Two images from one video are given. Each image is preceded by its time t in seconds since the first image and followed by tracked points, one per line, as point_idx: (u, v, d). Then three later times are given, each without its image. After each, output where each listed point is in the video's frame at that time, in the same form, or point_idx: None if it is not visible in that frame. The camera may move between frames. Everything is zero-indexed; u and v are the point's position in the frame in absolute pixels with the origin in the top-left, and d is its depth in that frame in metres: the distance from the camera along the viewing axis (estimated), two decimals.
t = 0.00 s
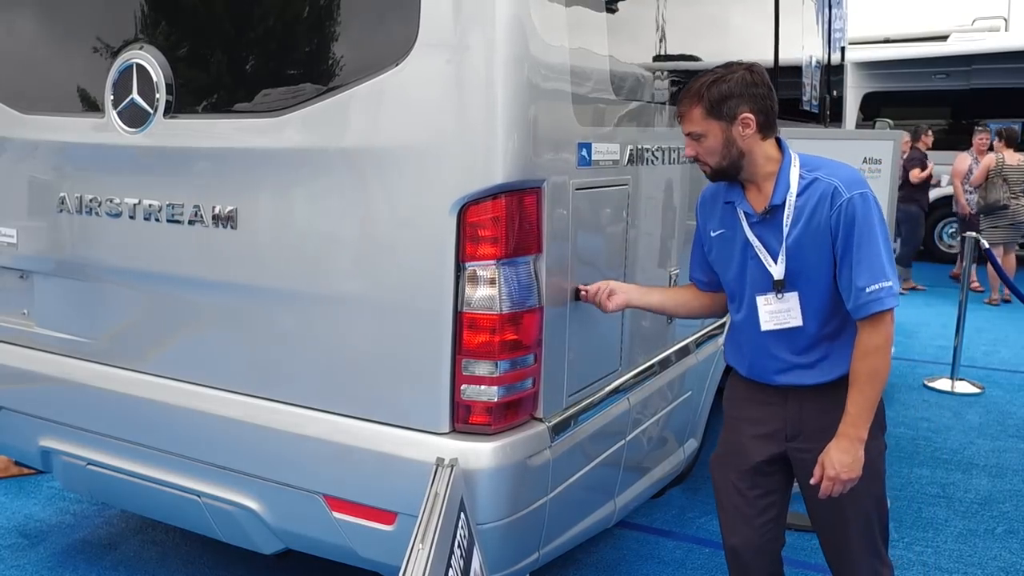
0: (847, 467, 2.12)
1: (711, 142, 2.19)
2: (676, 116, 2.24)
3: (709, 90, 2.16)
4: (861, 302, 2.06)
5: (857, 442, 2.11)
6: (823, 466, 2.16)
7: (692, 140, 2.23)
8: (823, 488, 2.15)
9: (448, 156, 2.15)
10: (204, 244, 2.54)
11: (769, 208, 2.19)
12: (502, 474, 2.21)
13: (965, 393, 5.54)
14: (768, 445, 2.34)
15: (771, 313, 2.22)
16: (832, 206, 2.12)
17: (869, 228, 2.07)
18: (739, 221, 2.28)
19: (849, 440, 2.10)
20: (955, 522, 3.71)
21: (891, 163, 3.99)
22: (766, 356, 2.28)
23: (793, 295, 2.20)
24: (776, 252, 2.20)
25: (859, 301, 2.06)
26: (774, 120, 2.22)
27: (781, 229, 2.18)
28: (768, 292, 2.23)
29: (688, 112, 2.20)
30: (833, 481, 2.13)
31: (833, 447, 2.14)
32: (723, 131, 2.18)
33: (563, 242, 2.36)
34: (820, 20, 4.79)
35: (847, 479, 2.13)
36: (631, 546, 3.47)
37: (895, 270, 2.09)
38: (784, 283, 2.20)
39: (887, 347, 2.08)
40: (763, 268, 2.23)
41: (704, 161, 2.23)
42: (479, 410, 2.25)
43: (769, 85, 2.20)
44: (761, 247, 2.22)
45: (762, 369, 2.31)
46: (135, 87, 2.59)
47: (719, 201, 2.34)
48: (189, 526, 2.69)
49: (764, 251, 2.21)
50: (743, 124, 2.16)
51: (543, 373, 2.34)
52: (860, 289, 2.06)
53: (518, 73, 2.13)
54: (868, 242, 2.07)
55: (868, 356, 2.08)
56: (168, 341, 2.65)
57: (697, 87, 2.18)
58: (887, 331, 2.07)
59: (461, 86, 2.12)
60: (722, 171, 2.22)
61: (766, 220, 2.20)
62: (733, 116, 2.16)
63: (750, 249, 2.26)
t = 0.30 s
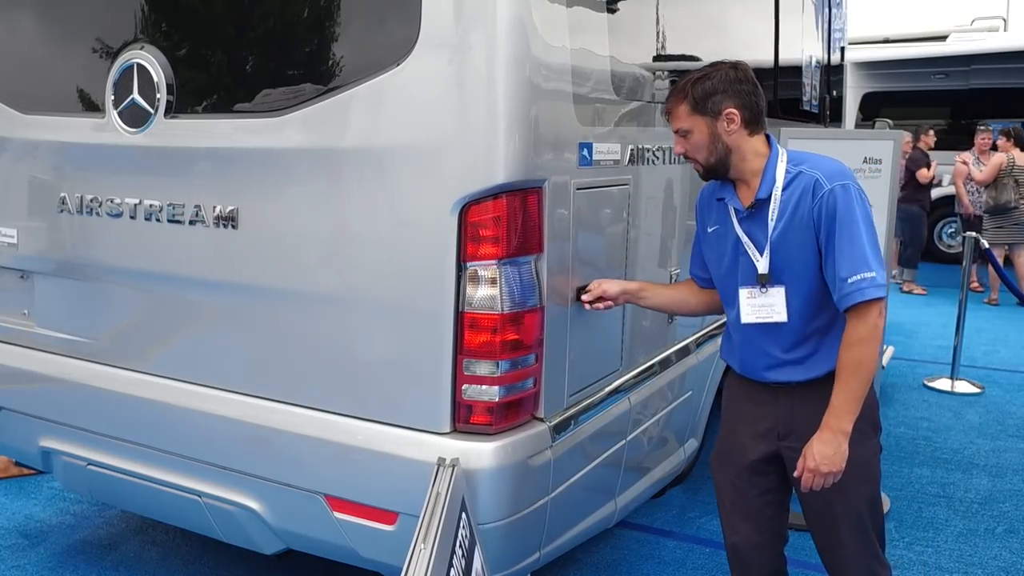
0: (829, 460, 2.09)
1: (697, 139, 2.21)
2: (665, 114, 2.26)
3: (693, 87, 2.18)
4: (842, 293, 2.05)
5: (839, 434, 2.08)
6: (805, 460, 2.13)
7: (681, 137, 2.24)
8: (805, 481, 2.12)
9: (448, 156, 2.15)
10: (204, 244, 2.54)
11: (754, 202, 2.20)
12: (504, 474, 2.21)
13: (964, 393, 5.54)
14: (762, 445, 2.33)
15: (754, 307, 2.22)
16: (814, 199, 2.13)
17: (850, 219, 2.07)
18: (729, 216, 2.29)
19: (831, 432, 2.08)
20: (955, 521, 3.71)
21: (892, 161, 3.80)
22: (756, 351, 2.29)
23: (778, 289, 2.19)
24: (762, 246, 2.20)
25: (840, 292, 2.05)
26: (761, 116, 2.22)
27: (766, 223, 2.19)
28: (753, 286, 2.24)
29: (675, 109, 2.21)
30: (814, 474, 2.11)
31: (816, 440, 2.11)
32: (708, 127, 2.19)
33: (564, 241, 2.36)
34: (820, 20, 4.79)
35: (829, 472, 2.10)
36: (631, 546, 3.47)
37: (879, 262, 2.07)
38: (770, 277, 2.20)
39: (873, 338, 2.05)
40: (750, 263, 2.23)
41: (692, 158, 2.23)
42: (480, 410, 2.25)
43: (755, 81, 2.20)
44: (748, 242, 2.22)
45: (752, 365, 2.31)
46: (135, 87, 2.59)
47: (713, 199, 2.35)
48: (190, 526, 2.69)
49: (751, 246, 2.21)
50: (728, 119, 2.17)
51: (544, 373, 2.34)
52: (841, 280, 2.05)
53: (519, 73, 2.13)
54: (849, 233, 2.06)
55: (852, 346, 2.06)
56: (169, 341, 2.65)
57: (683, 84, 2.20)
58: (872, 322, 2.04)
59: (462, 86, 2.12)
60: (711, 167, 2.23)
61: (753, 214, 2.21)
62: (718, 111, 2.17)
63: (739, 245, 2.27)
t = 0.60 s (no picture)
0: (802, 461, 2.09)
1: (692, 135, 2.21)
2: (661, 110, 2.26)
3: (692, 83, 2.18)
4: (821, 294, 2.04)
5: (813, 436, 2.08)
6: (779, 459, 2.14)
7: (675, 133, 2.24)
8: (778, 480, 2.13)
9: (448, 156, 2.15)
10: (204, 244, 2.53)
11: (744, 201, 2.20)
12: (504, 474, 2.21)
13: (964, 393, 5.55)
14: (751, 445, 2.34)
15: (741, 304, 2.22)
16: (801, 199, 2.12)
17: (834, 219, 2.05)
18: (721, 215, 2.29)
19: (806, 433, 2.07)
20: (954, 521, 3.72)
21: (891, 163, 3.68)
22: (743, 351, 2.29)
23: (765, 289, 2.19)
24: (751, 245, 2.20)
25: (819, 293, 2.04)
26: (757, 116, 2.23)
27: (756, 222, 2.18)
28: (741, 284, 2.23)
29: (671, 104, 2.22)
30: (786, 474, 2.11)
31: (790, 440, 2.11)
32: (704, 123, 2.19)
33: (563, 242, 2.36)
34: (818, 21, 4.79)
35: (801, 473, 2.10)
36: (630, 546, 3.47)
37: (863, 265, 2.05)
38: (757, 276, 2.19)
39: (854, 340, 2.03)
40: (741, 263, 2.23)
41: (687, 154, 2.24)
42: (480, 410, 2.25)
43: (752, 80, 2.21)
44: (738, 241, 2.22)
45: (740, 365, 2.31)
46: (135, 87, 2.59)
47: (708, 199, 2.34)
48: (190, 527, 2.69)
49: (741, 244, 2.22)
50: (725, 116, 2.18)
51: (543, 373, 2.34)
52: (821, 281, 2.04)
53: (519, 73, 2.13)
54: (832, 234, 2.05)
55: (831, 347, 2.04)
56: (168, 341, 2.65)
57: (680, 80, 2.20)
58: (852, 323, 2.03)
59: (462, 86, 2.12)
60: (705, 164, 2.23)
61: (743, 213, 2.21)
62: (714, 108, 2.18)
63: (729, 245, 2.27)
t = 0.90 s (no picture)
0: (788, 451, 2.09)
1: (683, 134, 2.18)
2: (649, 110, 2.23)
3: (683, 82, 2.16)
4: (811, 286, 2.03)
5: (801, 427, 2.07)
6: (767, 448, 2.14)
7: (664, 133, 2.21)
8: (764, 470, 2.14)
9: (447, 156, 2.15)
10: (203, 244, 2.53)
11: (731, 198, 2.19)
12: (502, 474, 2.21)
13: (962, 393, 5.55)
14: (748, 446, 2.35)
15: (730, 304, 2.21)
16: (787, 192, 2.12)
17: (821, 209, 2.05)
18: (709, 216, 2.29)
19: (794, 423, 2.07)
20: (953, 520, 3.72)
21: (889, 163, 3.67)
22: (737, 351, 2.28)
23: (754, 287, 2.18)
24: (739, 243, 2.19)
25: (809, 284, 2.03)
26: (744, 117, 2.24)
27: (743, 220, 2.18)
28: (730, 283, 2.22)
29: (660, 104, 2.19)
30: (773, 463, 2.12)
31: (778, 430, 2.12)
32: (696, 122, 2.18)
33: (563, 242, 2.37)
34: (817, 21, 4.80)
35: (788, 463, 2.10)
36: (629, 546, 3.47)
37: (852, 254, 2.04)
38: (745, 274, 2.19)
39: (846, 330, 2.02)
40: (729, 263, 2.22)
41: (676, 153, 2.21)
42: (479, 410, 2.25)
43: (739, 81, 2.23)
44: (726, 240, 2.21)
45: (734, 367, 2.30)
46: (134, 87, 2.59)
47: (696, 201, 2.34)
48: (189, 526, 2.69)
49: (728, 243, 2.21)
50: (716, 116, 2.18)
51: (541, 373, 2.35)
52: (811, 272, 2.03)
53: (518, 73, 2.13)
54: (820, 224, 2.05)
55: (823, 337, 2.03)
56: (167, 341, 2.65)
57: (670, 79, 2.18)
58: (843, 314, 2.02)
59: (461, 87, 2.12)
60: (694, 164, 2.21)
61: (730, 211, 2.20)
62: (706, 107, 2.17)
63: (717, 245, 2.26)
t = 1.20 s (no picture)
0: (814, 479, 2.04)
1: (691, 129, 2.15)
2: (654, 100, 2.17)
3: (698, 74, 2.12)
4: (801, 301, 2.02)
5: (821, 451, 2.03)
6: (792, 480, 2.09)
7: (668, 126, 2.16)
8: (793, 502, 2.09)
9: (446, 156, 2.15)
10: (202, 244, 2.54)
11: (720, 203, 2.18)
12: (501, 474, 2.21)
13: (961, 393, 5.55)
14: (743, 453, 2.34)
15: (721, 310, 2.21)
16: (776, 202, 2.10)
17: (811, 222, 2.03)
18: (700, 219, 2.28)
19: (814, 450, 2.03)
20: (952, 520, 3.72)
21: (888, 163, 3.67)
22: (727, 358, 2.28)
23: (742, 294, 2.18)
24: (727, 249, 2.19)
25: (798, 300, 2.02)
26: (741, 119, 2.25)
27: (730, 226, 2.17)
28: (719, 289, 2.23)
29: (671, 95, 2.14)
30: (801, 495, 2.07)
31: (799, 460, 2.07)
32: (705, 118, 2.15)
33: (562, 242, 2.37)
34: (816, 21, 4.80)
35: (816, 492, 2.06)
36: (629, 545, 3.47)
37: (843, 267, 2.02)
38: (733, 282, 2.19)
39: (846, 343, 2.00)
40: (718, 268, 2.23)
41: (680, 148, 2.17)
42: (478, 409, 2.25)
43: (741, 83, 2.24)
44: (715, 246, 2.21)
45: (723, 372, 2.30)
46: (133, 87, 2.59)
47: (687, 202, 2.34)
48: (189, 526, 2.69)
49: (717, 249, 2.21)
50: (725, 115, 2.17)
51: (540, 372, 2.35)
52: (800, 287, 2.02)
53: (517, 73, 2.13)
54: (810, 237, 2.02)
55: (828, 354, 2.00)
56: (166, 340, 2.65)
57: (684, 70, 2.13)
58: (840, 327, 2.00)
59: (460, 87, 2.12)
60: (698, 161, 2.18)
61: (718, 217, 2.20)
62: (717, 104, 2.15)
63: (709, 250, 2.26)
